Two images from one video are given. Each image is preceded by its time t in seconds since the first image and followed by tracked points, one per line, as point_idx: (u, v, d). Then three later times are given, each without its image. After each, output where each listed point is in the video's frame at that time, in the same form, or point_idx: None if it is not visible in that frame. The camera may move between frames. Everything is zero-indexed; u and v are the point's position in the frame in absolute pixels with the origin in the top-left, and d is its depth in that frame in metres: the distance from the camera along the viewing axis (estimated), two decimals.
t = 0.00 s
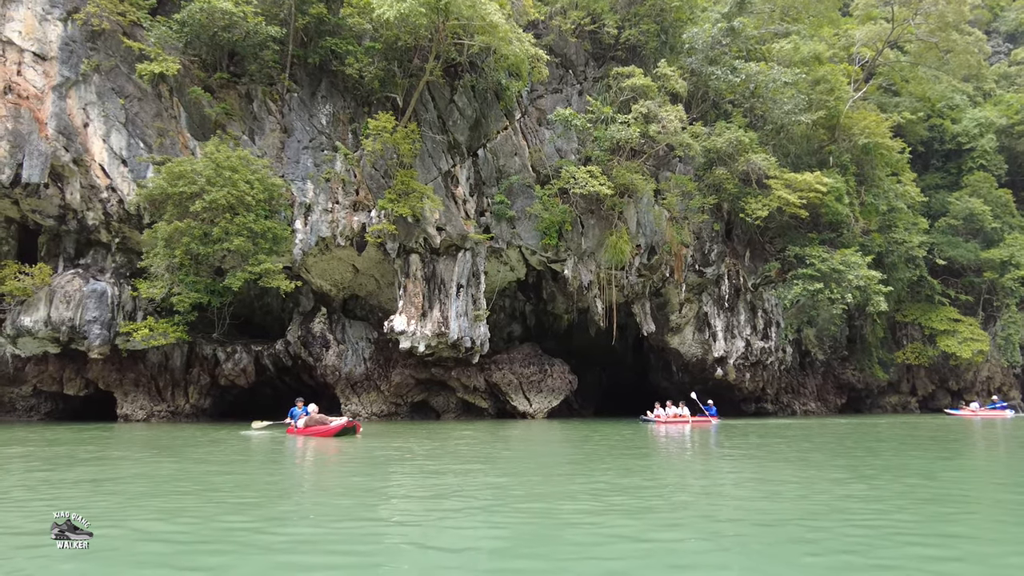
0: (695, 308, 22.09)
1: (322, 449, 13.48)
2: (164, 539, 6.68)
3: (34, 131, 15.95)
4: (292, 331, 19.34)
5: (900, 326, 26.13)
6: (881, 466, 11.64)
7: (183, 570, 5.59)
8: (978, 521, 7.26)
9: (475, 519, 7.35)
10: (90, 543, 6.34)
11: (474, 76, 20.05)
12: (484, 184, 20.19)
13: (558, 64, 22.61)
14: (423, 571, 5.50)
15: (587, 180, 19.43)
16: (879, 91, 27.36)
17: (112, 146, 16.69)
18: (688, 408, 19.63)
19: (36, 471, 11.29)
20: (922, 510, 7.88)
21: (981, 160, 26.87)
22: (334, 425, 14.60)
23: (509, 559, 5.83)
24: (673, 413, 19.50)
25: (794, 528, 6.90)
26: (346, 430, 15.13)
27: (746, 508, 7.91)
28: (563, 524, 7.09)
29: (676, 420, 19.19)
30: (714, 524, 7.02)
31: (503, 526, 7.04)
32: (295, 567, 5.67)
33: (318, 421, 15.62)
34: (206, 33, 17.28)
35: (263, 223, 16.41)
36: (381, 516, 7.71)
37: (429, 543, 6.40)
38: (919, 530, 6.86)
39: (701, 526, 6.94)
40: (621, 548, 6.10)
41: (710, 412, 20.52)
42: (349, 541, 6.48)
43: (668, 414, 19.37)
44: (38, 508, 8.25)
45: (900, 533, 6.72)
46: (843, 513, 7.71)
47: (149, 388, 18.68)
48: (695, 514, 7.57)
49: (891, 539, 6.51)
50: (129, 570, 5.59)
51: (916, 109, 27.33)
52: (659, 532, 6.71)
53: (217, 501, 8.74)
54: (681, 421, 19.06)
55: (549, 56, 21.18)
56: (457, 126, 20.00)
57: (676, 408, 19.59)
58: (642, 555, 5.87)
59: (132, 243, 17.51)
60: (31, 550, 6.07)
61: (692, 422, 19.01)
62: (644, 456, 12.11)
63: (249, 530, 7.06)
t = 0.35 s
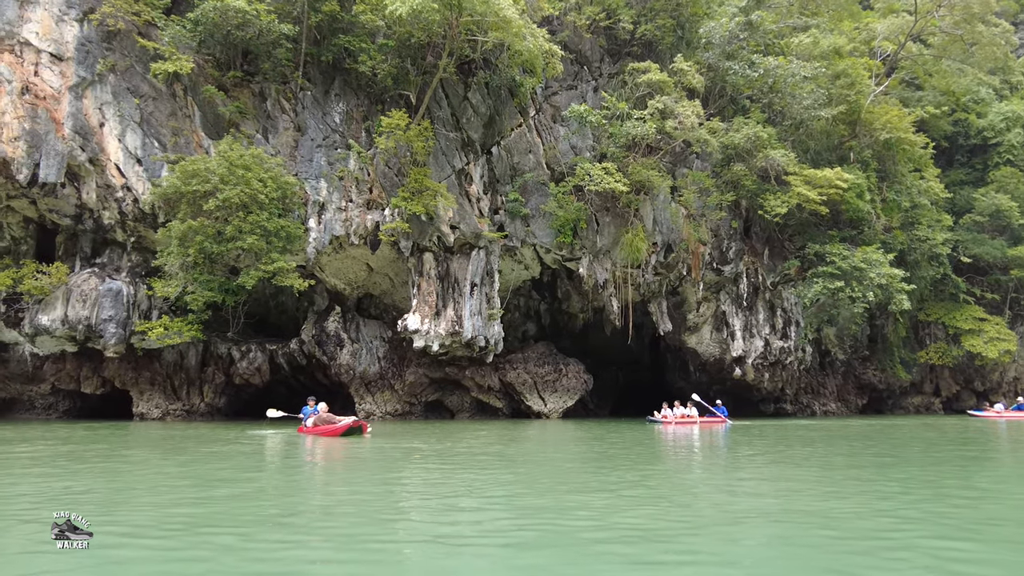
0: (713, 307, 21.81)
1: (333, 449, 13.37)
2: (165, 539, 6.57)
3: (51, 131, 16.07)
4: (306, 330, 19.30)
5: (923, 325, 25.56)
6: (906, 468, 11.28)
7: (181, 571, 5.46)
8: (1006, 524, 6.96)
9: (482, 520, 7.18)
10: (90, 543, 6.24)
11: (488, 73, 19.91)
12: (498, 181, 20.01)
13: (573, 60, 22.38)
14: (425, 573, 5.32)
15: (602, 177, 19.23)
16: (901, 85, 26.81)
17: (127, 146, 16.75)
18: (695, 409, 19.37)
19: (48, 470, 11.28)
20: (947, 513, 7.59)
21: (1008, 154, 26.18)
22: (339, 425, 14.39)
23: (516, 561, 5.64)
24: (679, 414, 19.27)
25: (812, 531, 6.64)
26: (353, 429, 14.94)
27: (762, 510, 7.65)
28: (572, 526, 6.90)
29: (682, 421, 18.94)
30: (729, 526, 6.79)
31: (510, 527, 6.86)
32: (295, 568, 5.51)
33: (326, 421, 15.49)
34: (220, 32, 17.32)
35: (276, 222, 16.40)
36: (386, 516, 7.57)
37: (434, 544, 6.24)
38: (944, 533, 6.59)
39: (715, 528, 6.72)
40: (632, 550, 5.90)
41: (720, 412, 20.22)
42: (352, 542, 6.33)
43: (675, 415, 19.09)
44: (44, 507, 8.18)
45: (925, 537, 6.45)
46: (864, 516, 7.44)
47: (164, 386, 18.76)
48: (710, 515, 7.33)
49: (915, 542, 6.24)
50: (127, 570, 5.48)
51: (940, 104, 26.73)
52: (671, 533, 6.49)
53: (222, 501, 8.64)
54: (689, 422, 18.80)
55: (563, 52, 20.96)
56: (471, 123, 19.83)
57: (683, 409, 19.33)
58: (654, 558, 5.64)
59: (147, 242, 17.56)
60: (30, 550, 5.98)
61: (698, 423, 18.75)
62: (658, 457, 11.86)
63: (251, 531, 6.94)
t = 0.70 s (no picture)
0: (729, 306, 21.51)
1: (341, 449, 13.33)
2: (164, 540, 6.61)
3: (65, 131, 16.09)
4: (319, 329, 19.28)
5: (944, 325, 25.03)
6: (924, 470, 11.01)
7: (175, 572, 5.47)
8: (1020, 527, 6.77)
9: (482, 522, 7.13)
10: (90, 543, 6.30)
11: (500, 70, 19.72)
12: (511, 179, 19.86)
13: (586, 57, 22.18)
14: None
15: (616, 174, 18.92)
16: (921, 80, 26.28)
17: (140, 145, 16.82)
18: (700, 409, 19.12)
19: (60, 469, 11.38)
20: (960, 515, 7.38)
21: None
22: (345, 425, 14.32)
23: (511, 564, 5.59)
24: (684, 414, 19.03)
25: (816, 535, 6.52)
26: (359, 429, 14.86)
27: (768, 513, 7.52)
28: (572, 528, 6.83)
29: (687, 421, 18.70)
30: (731, 530, 6.68)
31: (509, 529, 6.81)
32: (289, 570, 5.50)
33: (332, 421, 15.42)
34: (231, 31, 17.31)
35: (288, 221, 16.38)
36: (386, 518, 7.54)
37: (430, 547, 6.20)
38: (954, 536, 6.41)
39: (717, 531, 6.61)
40: (628, 554, 5.82)
41: (729, 412, 19.93)
42: (348, 545, 6.32)
43: (681, 417, 18.80)
44: (50, 506, 8.27)
45: (933, 541, 6.29)
46: (873, 518, 7.28)
47: (177, 385, 18.80)
48: (713, 517, 7.22)
49: (921, 547, 6.09)
50: (122, 572, 5.51)
51: (962, 99, 26.17)
52: (671, 536, 6.40)
53: (226, 500, 8.66)
54: (694, 424, 18.54)
55: (576, 48, 20.77)
56: (483, 121, 19.65)
57: (688, 409, 19.08)
58: (652, 562, 5.55)
59: (160, 241, 17.61)
60: (30, 550, 6.03)
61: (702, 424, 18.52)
62: (668, 458, 11.71)
63: (250, 532, 6.95)
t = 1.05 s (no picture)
0: (746, 306, 21.18)
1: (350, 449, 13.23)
2: (166, 540, 6.51)
3: (80, 131, 16.16)
4: (332, 329, 19.25)
5: (967, 325, 24.49)
6: (948, 474, 10.69)
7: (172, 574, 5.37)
8: None
9: (490, 525, 6.97)
10: (90, 543, 6.22)
11: (513, 67, 19.51)
12: (524, 178, 19.68)
13: (600, 54, 21.96)
14: None
15: (630, 172, 18.66)
16: (944, 75, 25.71)
17: (154, 145, 16.88)
18: (706, 410, 18.81)
19: (71, 468, 11.39)
20: (985, 522, 7.10)
21: None
22: (349, 425, 14.19)
23: (516, 569, 5.41)
24: (690, 415, 18.72)
25: (834, 542, 6.28)
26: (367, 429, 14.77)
27: (785, 517, 7.28)
28: (580, 532, 6.65)
29: (692, 422, 18.39)
30: (745, 535, 6.47)
31: (515, 533, 6.65)
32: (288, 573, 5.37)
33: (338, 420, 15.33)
34: (244, 30, 17.31)
35: (300, 220, 16.35)
36: (391, 519, 7.41)
37: (434, 550, 6.06)
38: (979, 546, 6.15)
39: (730, 537, 6.39)
40: (637, 561, 5.63)
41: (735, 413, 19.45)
42: (350, 547, 6.19)
43: (686, 418, 18.49)
44: (56, 505, 8.23)
45: (958, 549, 6.03)
46: (894, 524, 7.02)
47: (191, 385, 18.84)
48: (727, 522, 7.00)
49: (943, 556, 5.84)
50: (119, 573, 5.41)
51: (986, 93, 25.58)
52: (682, 542, 6.20)
53: (231, 500, 8.58)
54: (699, 425, 18.20)
55: (589, 45, 20.56)
56: (495, 119, 19.51)
57: (693, 410, 18.78)
58: (662, 569, 5.36)
59: (174, 241, 17.65)
60: (29, 550, 5.96)
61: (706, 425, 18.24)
62: (681, 460, 11.47)
63: (252, 533, 6.84)
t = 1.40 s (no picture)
0: (764, 306, 20.84)
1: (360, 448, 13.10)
2: (167, 540, 6.41)
3: (96, 131, 16.25)
4: (346, 328, 19.21)
5: (993, 325, 23.89)
6: (973, 478, 10.36)
7: None
8: None
9: (497, 527, 6.81)
10: (90, 543, 6.13)
11: (527, 64, 19.35)
12: (538, 176, 19.50)
13: (615, 51, 21.71)
14: None
15: (646, 169, 18.40)
16: (969, 69, 25.08)
17: (169, 144, 16.93)
18: (712, 411, 18.45)
19: (83, 466, 11.39)
20: (1014, 527, 6.82)
21: None
22: (353, 424, 14.05)
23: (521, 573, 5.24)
24: (696, 417, 18.36)
25: (854, 546, 6.04)
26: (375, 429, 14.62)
27: (804, 521, 7.02)
28: (589, 534, 6.47)
29: (698, 424, 18.00)
30: (760, 539, 6.24)
31: (523, 535, 6.47)
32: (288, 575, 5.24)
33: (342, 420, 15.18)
34: (258, 28, 17.30)
35: (313, 218, 16.32)
36: (396, 519, 7.26)
37: (438, 553, 5.90)
38: (1008, 552, 5.86)
39: (745, 541, 6.17)
40: (647, 565, 5.43)
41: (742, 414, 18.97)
42: (352, 549, 6.05)
43: (691, 420, 18.10)
44: (63, 503, 8.18)
45: (985, 555, 5.75)
46: (917, 529, 6.75)
47: (205, 384, 18.87)
48: (743, 525, 6.77)
49: (970, 562, 5.59)
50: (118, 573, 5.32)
51: (1013, 87, 24.91)
52: (695, 546, 5.98)
53: (237, 498, 8.48)
54: (705, 426, 17.81)
55: (604, 41, 20.32)
56: (509, 116, 19.35)
57: (699, 411, 18.42)
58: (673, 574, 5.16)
59: (188, 240, 17.69)
60: (29, 550, 5.88)
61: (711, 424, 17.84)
62: (696, 461, 11.24)
63: (255, 534, 6.72)
